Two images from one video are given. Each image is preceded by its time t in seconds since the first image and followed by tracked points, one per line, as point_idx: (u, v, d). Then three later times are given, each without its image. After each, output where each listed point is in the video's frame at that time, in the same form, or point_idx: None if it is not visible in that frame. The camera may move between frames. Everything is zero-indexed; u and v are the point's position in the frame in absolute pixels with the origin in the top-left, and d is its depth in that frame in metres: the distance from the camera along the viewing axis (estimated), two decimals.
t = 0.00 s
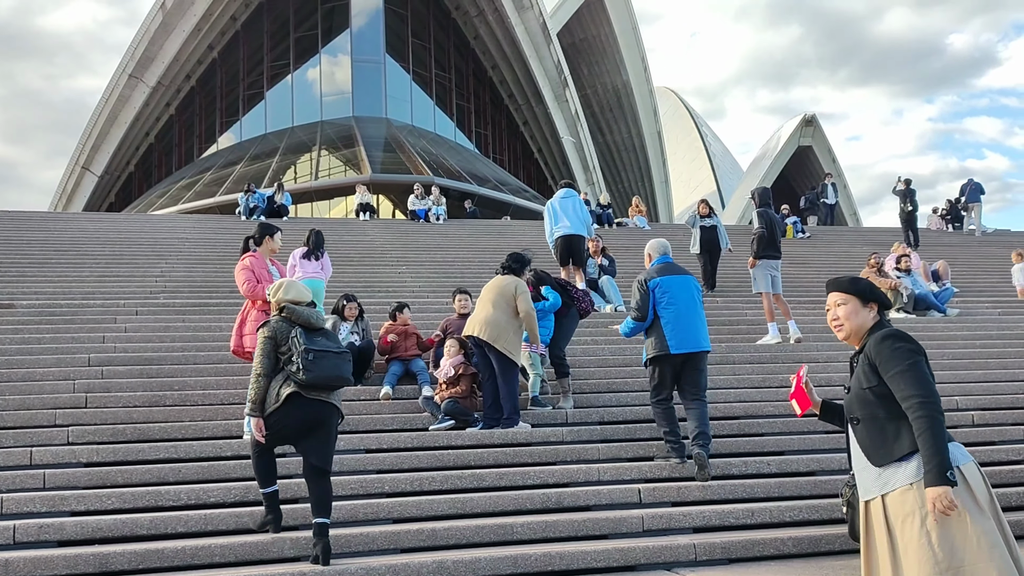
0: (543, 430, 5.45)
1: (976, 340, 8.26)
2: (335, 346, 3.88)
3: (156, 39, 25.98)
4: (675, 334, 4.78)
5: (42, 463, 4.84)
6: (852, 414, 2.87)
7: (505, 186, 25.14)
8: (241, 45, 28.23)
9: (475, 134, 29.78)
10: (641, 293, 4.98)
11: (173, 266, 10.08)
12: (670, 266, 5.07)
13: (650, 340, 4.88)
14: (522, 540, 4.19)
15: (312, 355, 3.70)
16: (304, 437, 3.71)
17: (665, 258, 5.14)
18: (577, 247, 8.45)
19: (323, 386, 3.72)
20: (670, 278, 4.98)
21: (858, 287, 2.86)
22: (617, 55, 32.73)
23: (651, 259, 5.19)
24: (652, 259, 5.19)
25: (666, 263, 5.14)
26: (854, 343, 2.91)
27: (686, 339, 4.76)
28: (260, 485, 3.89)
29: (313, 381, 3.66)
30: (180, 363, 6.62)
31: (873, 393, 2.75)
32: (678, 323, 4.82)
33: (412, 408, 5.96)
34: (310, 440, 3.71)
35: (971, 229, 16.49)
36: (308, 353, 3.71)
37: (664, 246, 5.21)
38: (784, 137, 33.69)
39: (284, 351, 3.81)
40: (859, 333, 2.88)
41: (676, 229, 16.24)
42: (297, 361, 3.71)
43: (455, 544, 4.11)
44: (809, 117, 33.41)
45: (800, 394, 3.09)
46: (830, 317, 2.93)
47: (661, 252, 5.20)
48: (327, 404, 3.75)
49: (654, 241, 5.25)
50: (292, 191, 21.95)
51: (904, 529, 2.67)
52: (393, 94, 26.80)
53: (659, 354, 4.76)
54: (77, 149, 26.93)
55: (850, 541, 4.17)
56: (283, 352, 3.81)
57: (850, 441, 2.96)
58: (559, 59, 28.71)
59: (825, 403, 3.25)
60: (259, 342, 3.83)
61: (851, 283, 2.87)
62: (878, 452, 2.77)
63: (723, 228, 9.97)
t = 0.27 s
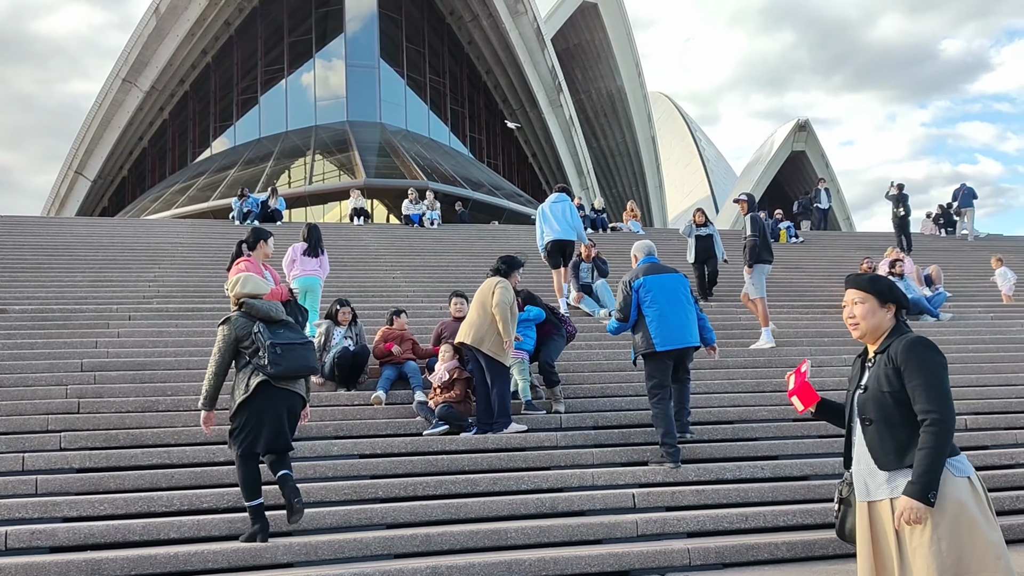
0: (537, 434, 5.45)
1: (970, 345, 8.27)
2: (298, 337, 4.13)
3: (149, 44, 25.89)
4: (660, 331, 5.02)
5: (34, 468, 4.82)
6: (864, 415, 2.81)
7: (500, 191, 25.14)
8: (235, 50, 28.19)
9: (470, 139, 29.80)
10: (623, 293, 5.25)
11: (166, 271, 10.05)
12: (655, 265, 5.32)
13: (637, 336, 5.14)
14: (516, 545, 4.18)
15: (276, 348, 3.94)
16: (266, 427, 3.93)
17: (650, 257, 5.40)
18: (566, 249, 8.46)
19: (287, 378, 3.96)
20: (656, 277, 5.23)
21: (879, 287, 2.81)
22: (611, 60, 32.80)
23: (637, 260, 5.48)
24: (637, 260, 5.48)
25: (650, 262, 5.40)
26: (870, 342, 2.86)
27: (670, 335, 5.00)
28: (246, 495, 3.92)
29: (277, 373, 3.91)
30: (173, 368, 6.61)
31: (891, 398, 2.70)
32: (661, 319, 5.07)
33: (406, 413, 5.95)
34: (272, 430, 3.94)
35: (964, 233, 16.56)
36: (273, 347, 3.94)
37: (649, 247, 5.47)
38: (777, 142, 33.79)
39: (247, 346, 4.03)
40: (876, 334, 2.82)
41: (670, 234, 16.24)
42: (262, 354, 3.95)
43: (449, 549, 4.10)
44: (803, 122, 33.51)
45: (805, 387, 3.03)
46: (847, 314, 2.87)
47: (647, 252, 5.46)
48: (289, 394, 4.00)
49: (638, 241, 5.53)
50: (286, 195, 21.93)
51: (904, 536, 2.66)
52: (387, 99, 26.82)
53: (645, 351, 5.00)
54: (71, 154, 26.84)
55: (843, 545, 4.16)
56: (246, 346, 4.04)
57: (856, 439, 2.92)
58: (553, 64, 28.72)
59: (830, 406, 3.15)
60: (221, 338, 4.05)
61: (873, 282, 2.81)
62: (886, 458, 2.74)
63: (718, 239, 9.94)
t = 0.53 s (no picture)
0: (528, 444, 5.46)
1: (957, 354, 8.33)
2: (256, 343, 4.22)
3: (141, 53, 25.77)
4: (649, 333, 5.18)
5: (23, 479, 4.81)
6: (863, 429, 2.82)
7: (491, 199, 25.18)
8: (227, 59, 28.16)
9: (461, 148, 29.84)
10: (620, 296, 5.43)
11: (157, 280, 10.04)
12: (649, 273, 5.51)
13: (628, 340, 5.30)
14: (507, 556, 4.19)
15: (227, 355, 4.06)
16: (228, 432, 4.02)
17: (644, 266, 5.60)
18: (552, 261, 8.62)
19: (244, 382, 4.06)
20: (649, 284, 5.41)
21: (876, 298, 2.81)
22: (602, 70, 32.93)
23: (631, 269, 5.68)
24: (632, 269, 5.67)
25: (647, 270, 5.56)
26: (866, 353, 2.88)
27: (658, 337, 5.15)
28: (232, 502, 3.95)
29: (229, 379, 4.03)
30: (163, 378, 6.59)
31: (890, 412, 2.71)
32: (652, 323, 5.22)
33: (397, 423, 5.96)
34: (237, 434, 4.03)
35: (952, 242, 16.67)
36: (227, 353, 4.06)
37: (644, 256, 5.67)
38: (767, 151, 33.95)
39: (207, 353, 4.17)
40: (873, 344, 2.84)
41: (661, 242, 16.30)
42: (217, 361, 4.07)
43: (440, 560, 4.11)
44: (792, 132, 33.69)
45: (797, 398, 3.01)
46: (843, 326, 2.89)
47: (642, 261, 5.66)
48: (247, 398, 4.10)
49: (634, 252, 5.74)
50: (278, 204, 21.91)
51: (903, 548, 2.67)
52: (378, 107, 26.87)
53: (634, 350, 5.15)
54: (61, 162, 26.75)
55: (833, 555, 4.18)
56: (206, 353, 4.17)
57: (855, 450, 2.94)
58: (544, 74, 28.81)
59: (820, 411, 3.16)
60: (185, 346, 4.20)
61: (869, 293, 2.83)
62: (887, 472, 2.75)
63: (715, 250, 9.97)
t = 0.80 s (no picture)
0: (517, 459, 5.47)
1: (945, 368, 8.38)
2: (233, 343, 4.44)
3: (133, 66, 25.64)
4: (645, 341, 5.36)
5: (9, 495, 4.79)
6: (857, 465, 2.71)
7: (482, 213, 25.23)
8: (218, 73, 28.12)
9: (453, 161, 29.92)
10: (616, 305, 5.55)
11: (146, 294, 10.02)
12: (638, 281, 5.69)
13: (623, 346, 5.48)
14: (496, 571, 4.19)
15: (207, 352, 4.26)
16: (197, 427, 4.26)
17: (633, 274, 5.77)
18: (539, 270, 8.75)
19: (220, 381, 4.28)
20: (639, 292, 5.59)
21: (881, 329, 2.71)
22: (593, 85, 33.10)
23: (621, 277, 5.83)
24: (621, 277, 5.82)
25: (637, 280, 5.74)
26: (868, 386, 2.77)
27: (658, 347, 5.33)
28: (206, 497, 4.18)
29: (208, 375, 4.23)
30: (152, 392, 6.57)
31: (879, 447, 2.61)
32: (650, 332, 5.39)
33: (386, 437, 5.97)
34: (209, 428, 4.26)
35: (940, 257, 16.79)
36: (207, 352, 4.26)
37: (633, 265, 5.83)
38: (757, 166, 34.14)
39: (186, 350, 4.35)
40: (872, 378, 2.72)
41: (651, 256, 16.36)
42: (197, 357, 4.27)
43: None
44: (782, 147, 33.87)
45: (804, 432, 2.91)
46: (845, 359, 2.79)
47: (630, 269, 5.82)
48: (219, 397, 4.32)
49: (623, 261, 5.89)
50: (269, 217, 21.90)
51: None
52: (370, 121, 26.96)
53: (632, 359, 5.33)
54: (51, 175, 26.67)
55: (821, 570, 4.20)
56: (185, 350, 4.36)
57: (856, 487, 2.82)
58: (535, 88, 28.92)
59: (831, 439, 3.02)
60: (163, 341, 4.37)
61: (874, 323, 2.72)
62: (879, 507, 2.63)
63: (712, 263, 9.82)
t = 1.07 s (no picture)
0: (509, 478, 5.45)
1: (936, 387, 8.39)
2: (199, 360, 4.56)
3: (127, 84, 25.61)
4: (627, 358, 5.53)
5: None
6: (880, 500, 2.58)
7: (476, 230, 25.27)
8: (212, 90, 28.20)
9: (446, 179, 30.00)
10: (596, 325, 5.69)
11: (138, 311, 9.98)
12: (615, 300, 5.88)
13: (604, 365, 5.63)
14: None
15: (178, 369, 4.37)
16: (158, 442, 4.36)
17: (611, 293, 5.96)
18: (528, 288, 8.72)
19: (185, 398, 4.39)
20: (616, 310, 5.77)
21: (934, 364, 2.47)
22: (586, 103, 33.27)
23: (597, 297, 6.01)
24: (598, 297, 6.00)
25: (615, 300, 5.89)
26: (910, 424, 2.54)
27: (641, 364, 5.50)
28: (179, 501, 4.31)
29: (175, 390, 4.35)
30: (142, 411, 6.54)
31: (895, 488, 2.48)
32: (632, 349, 5.55)
33: (376, 456, 5.95)
34: (172, 442, 4.38)
35: (932, 275, 16.85)
36: (175, 368, 4.37)
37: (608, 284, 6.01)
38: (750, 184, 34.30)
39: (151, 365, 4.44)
40: (913, 416, 2.49)
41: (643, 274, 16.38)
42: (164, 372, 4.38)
43: None
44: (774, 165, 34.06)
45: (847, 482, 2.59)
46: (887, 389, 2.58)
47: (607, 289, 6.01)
48: (184, 413, 4.43)
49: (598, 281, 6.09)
50: (262, 234, 21.89)
51: None
52: (364, 139, 27.04)
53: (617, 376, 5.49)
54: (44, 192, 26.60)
55: None
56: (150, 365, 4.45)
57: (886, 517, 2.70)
58: (529, 107, 29.03)
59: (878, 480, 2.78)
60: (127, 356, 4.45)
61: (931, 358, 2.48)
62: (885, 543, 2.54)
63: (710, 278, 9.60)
